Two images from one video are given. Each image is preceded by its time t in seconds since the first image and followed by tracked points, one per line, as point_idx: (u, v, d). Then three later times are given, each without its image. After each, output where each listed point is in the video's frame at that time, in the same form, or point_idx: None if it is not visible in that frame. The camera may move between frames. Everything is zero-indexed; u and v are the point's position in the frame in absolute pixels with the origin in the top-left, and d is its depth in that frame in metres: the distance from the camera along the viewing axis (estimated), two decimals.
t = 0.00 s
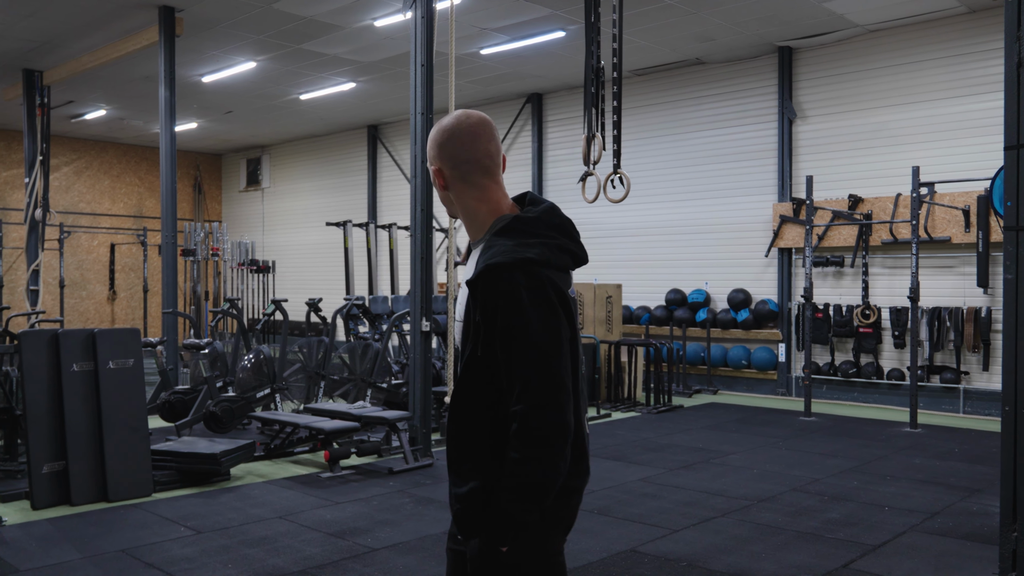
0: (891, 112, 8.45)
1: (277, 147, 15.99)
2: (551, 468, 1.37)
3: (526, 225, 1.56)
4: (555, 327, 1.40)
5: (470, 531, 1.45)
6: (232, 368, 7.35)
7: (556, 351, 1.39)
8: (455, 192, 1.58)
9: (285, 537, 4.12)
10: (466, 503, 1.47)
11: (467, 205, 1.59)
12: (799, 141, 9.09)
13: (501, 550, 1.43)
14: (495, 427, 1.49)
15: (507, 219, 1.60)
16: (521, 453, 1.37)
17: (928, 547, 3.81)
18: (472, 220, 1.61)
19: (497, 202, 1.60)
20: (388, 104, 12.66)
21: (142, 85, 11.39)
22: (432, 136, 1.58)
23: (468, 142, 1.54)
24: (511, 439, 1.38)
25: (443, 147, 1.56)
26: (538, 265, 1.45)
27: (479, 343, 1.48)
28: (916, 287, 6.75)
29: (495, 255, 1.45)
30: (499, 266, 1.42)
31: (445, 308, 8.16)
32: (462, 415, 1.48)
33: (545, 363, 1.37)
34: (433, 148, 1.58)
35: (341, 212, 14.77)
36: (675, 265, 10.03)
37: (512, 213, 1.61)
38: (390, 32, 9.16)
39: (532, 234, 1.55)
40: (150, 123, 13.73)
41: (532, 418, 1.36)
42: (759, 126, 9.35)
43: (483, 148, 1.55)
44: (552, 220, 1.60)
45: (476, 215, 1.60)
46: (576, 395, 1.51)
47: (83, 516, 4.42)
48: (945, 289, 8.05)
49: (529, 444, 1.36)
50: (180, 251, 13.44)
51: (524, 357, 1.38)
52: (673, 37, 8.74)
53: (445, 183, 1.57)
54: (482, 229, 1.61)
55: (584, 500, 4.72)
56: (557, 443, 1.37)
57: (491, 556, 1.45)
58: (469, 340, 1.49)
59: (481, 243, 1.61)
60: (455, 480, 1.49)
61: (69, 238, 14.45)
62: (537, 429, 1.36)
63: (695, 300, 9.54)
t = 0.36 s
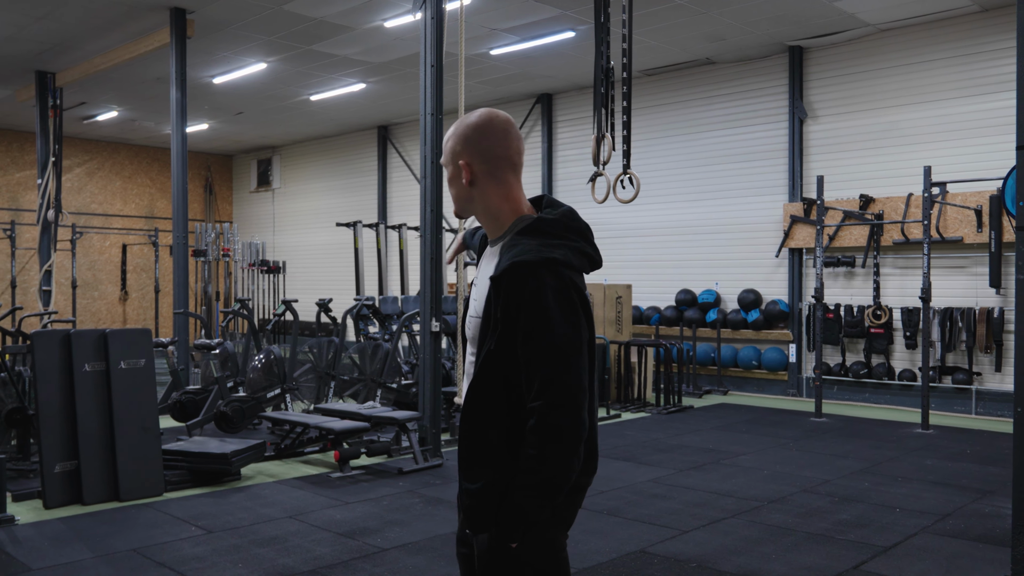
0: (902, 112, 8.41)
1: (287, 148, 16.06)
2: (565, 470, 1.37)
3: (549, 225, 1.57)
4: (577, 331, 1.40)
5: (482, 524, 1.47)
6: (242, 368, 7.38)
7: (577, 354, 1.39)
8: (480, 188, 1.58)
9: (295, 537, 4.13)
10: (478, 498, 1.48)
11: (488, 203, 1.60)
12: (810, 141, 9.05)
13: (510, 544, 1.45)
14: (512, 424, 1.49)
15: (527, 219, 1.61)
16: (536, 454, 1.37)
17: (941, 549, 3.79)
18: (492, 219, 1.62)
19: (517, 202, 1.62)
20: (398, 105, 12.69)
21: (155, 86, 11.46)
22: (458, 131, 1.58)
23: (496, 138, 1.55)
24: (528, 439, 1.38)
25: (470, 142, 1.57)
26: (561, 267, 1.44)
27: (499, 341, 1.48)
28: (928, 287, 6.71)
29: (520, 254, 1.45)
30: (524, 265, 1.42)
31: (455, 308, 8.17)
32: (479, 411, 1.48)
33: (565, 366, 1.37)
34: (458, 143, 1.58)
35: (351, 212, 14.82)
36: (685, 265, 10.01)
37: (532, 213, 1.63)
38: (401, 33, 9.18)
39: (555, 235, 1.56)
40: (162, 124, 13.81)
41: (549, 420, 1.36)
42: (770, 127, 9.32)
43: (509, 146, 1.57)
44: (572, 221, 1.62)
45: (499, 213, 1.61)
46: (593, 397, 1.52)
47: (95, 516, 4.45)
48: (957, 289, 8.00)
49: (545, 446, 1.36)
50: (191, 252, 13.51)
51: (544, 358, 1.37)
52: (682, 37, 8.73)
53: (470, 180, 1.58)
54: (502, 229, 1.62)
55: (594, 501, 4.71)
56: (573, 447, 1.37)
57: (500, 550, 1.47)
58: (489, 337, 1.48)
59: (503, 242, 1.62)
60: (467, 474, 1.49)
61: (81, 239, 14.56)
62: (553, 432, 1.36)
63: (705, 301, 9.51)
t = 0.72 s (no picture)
0: (911, 112, 8.38)
1: (295, 148, 16.09)
2: (577, 457, 1.51)
3: (563, 226, 1.66)
4: (596, 329, 1.55)
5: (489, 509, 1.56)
6: (249, 368, 7.39)
7: (595, 352, 1.53)
8: (496, 187, 1.65)
9: (302, 536, 4.15)
10: (491, 485, 1.56)
11: (502, 202, 1.67)
12: (817, 141, 9.03)
13: (514, 532, 1.57)
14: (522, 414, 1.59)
15: (539, 220, 1.68)
16: (554, 441, 1.50)
17: (949, 550, 3.78)
18: (504, 218, 1.69)
19: (527, 203, 1.69)
20: (406, 104, 12.70)
21: (163, 86, 11.50)
22: (478, 131, 1.64)
23: (514, 139, 1.63)
24: (547, 427, 1.50)
25: (491, 142, 1.63)
26: (586, 268, 1.57)
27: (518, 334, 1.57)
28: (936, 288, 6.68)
29: (549, 252, 1.56)
30: (555, 265, 1.54)
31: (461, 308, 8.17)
32: (496, 400, 1.57)
33: (586, 361, 1.51)
34: (477, 142, 1.64)
35: (358, 212, 14.84)
36: (692, 265, 9.99)
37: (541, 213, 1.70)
38: (408, 33, 9.19)
39: (573, 235, 1.66)
40: (170, 124, 13.86)
41: (569, 410, 1.49)
42: (778, 127, 9.29)
43: (526, 147, 1.65)
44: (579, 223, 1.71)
45: (511, 212, 1.68)
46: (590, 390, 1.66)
47: (103, 514, 4.47)
48: (966, 290, 7.96)
49: (564, 434, 1.49)
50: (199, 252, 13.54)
51: (566, 353, 1.50)
52: (690, 37, 8.71)
53: (488, 179, 1.64)
54: (513, 228, 1.69)
55: (600, 501, 4.71)
56: (586, 437, 1.51)
57: (505, 533, 1.57)
58: (510, 329, 1.57)
59: (514, 240, 1.69)
60: (480, 461, 1.57)
61: (89, 239, 14.63)
62: (572, 421, 1.49)
63: (712, 301, 9.50)
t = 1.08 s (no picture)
0: (918, 112, 8.35)
1: (301, 148, 16.14)
2: (577, 450, 1.54)
3: (565, 230, 1.68)
4: (596, 327, 1.58)
5: (491, 500, 1.57)
6: (255, 368, 7.40)
7: (596, 348, 1.55)
8: (501, 191, 1.66)
9: (307, 536, 4.16)
10: (492, 478, 1.57)
11: (506, 206, 1.67)
12: (824, 141, 9.01)
13: (514, 522, 1.59)
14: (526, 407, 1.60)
15: (540, 225, 1.69)
16: (556, 434, 1.52)
17: (955, 552, 3.76)
18: (506, 222, 1.69)
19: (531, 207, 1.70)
20: (412, 105, 12.71)
21: (169, 87, 11.54)
22: (485, 137, 1.66)
23: (518, 144, 1.65)
24: (549, 421, 1.52)
25: (498, 148, 1.65)
26: (587, 268, 1.59)
27: (522, 330, 1.58)
28: (943, 289, 6.65)
29: (553, 252, 1.57)
30: (559, 264, 1.55)
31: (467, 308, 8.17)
32: (500, 396, 1.57)
33: (588, 357, 1.53)
34: (485, 148, 1.66)
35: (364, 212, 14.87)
36: (698, 266, 9.98)
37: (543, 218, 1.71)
38: (414, 33, 9.20)
39: (573, 237, 1.67)
40: (177, 125, 13.90)
41: (572, 405, 1.52)
42: (784, 127, 9.27)
43: (529, 154, 1.67)
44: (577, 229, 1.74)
45: (513, 217, 1.69)
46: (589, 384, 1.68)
47: (109, 514, 4.49)
48: (973, 291, 7.93)
49: (566, 428, 1.52)
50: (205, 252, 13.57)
51: (570, 350, 1.52)
52: (696, 38, 8.70)
53: (499, 184, 1.66)
54: (517, 233, 1.70)
55: (605, 502, 4.71)
56: (586, 431, 1.54)
57: (506, 523, 1.59)
58: (513, 327, 1.58)
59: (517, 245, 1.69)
60: (483, 451, 1.58)
61: (96, 239, 14.70)
62: (573, 416, 1.52)
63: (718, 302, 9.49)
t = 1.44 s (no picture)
0: (924, 111, 8.32)
1: (306, 148, 16.16)
2: (578, 450, 1.54)
3: (573, 234, 1.70)
4: (600, 329, 1.58)
5: (494, 499, 1.58)
6: (261, 368, 7.42)
7: (599, 350, 1.56)
8: (524, 197, 1.68)
9: (312, 535, 4.17)
10: (495, 476, 1.58)
11: (527, 209, 1.69)
12: (829, 141, 8.99)
13: (517, 520, 1.58)
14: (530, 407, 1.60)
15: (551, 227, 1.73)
16: (558, 434, 1.52)
17: (960, 552, 3.75)
18: (522, 224, 1.71)
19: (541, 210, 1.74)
20: (417, 105, 12.72)
21: (174, 87, 11.57)
22: (508, 140, 1.66)
23: (539, 148, 1.69)
24: (552, 421, 1.53)
25: (523, 151, 1.67)
26: (593, 270, 1.60)
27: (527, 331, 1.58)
28: (948, 289, 6.63)
29: (559, 255, 1.57)
30: (565, 267, 1.56)
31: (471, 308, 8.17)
32: (504, 394, 1.58)
33: (592, 358, 1.54)
34: (511, 150, 1.66)
35: (368, 212, 14.89)
36: (703, 265, 9.97)
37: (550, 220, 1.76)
38: (419, 33, 9.21)
39: (578, 241, 1.68)
40: (181, 125, 13.93)
41: (575, 406, 1.52)
42: (789, 126, 9.26)
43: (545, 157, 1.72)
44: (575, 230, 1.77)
45: (531, 219, 1.71)
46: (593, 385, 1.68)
47: (115, 513, 4.51)
48: (979, 290, 7.91)
49: (568, 428, 1.52)
50: (210, 252, 13.59)
51: (574, 351, 1.53)
52: (700, 37, 8.69)
53: (526, 187, 1.67)
54: (530, 236, 1.71)
55: (609, 501, 4.71)
56: (588, 432, 1.54)
57: (509, 522, 1.60)
58: (518, 328, 1.59)
59: (530, 248, 1.70)
60: (486, 449, 1.59)
61: (101, 239, 14.73)
62: (576, 416, 1.52)
63: (723, 302, 9.48)
